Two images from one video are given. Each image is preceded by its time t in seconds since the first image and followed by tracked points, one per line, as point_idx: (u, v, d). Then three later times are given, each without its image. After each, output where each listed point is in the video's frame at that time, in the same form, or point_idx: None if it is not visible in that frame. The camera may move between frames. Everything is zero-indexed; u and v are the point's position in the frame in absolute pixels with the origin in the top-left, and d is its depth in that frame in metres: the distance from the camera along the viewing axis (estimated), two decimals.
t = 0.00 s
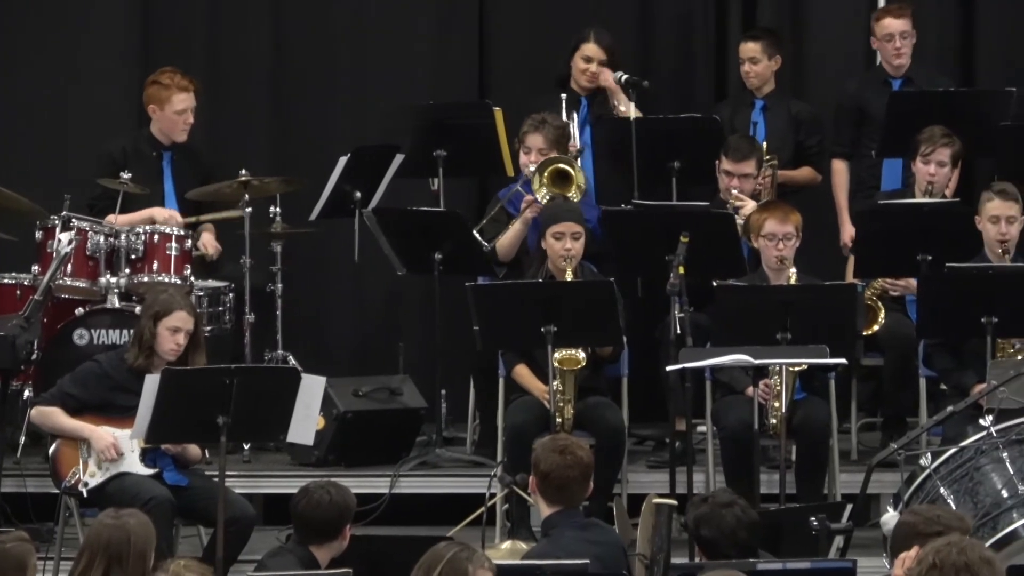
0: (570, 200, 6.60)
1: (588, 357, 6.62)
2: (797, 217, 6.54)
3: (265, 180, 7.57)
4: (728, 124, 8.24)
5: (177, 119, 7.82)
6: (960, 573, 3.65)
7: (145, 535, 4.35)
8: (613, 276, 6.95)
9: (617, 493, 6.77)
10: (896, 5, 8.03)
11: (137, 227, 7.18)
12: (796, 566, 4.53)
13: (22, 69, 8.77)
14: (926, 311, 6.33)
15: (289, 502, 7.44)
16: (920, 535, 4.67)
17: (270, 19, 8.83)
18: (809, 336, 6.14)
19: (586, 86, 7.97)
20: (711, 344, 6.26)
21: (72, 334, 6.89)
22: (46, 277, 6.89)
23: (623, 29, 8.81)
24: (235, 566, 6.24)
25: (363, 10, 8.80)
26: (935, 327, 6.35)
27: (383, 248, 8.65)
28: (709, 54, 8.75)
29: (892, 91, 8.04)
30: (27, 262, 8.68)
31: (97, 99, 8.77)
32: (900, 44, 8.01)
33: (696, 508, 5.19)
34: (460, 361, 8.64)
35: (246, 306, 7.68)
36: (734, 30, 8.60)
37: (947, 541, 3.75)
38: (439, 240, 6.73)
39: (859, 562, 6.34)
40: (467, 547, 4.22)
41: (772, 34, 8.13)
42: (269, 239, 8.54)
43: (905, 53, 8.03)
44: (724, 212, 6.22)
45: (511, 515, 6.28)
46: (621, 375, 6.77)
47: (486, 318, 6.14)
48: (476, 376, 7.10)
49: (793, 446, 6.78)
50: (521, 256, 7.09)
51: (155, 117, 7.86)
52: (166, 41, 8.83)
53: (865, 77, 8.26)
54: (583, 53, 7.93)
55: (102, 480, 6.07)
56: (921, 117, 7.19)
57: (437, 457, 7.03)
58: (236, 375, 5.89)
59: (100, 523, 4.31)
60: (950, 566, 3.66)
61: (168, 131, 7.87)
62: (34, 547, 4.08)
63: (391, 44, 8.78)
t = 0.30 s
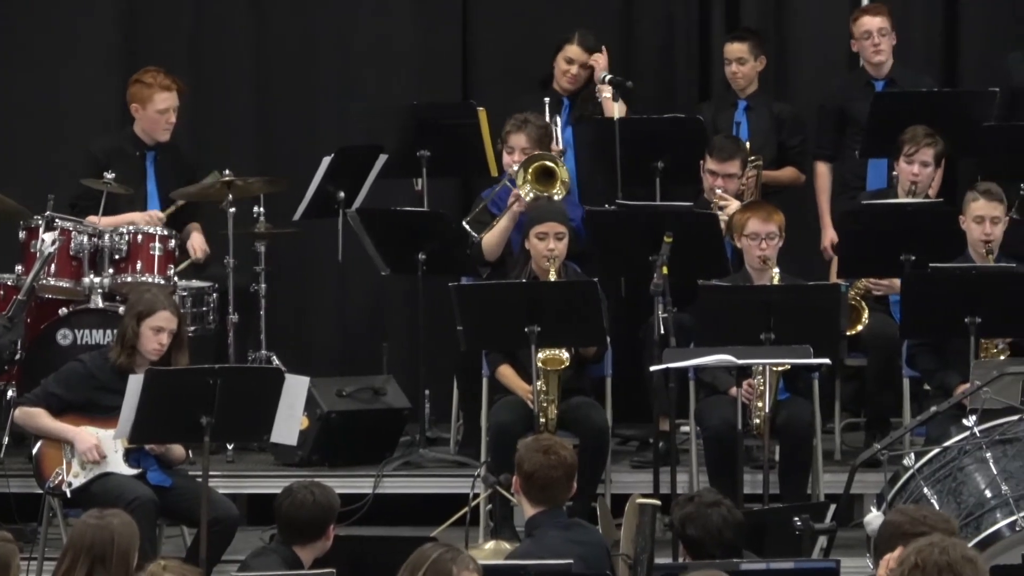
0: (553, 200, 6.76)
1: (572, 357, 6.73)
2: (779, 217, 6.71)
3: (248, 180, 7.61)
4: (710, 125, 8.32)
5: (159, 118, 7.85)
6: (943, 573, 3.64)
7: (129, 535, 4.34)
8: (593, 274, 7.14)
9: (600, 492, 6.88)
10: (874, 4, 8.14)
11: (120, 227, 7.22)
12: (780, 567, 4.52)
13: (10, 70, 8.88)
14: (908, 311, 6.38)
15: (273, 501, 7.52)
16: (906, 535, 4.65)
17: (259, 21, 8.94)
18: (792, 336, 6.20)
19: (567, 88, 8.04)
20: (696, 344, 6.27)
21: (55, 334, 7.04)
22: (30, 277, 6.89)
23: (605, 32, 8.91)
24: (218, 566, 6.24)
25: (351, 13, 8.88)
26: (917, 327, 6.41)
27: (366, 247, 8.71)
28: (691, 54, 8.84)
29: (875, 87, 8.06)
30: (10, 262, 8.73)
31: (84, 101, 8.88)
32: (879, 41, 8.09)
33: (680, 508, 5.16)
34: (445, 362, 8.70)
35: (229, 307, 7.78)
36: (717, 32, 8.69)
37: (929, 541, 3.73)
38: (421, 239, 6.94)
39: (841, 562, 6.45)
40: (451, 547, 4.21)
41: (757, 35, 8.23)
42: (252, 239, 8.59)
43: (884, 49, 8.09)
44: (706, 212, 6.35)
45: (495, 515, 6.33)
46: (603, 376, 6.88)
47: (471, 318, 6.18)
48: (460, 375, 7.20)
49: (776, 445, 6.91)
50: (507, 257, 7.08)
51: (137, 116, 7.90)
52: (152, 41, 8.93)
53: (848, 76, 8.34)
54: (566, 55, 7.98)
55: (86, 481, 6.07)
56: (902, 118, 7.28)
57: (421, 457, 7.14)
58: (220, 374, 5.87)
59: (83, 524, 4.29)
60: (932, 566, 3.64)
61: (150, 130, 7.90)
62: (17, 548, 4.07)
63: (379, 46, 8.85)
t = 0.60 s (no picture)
0: (542, 199, 6.81)
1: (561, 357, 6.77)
2: (767, 215, 6.75)
3: (236, 179, 7.63)
4: (698, 123, 8.33)
5: (145, 115, 7.86)
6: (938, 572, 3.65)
7: (119, 534, 4.33)
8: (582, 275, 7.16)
9: (589, 492, 6.93)
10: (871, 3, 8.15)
11: (109, 226, 7.24)
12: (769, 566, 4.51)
13: None
14: (896, 311, 6.40)
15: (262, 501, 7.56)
16: (898, 534, 4.64)
17: (249, 20, 8.96)
18: (780, 336, 6.23)
19: (556, 82, 8.05)
20: (685, 344, 6.28)
21: (44, 334, 7.06)
22: (18, 277, 6.91)
23: (594, 31, 8.94)
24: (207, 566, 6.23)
25: (341, 12, 8.89)
26: (906, 326, 6.43)
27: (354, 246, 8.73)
28: (679, 53, 8.87)
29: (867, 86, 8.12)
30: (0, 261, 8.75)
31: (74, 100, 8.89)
32: (873, 39, 8.10)
33: (668, 507, 5.14)
34: (436, 360, 8.73)
35: (218, 307, 7.82)
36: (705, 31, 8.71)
37: (926, 540, 3.74)
38: (411, 240, 6.93)
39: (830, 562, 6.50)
40: (439, 547, 4.20)
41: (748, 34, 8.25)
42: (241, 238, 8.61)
43: (879, 48, 8.11)
44: (696, 211, 6.42)
45: (484, 514, 6.35)
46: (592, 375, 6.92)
47: (459, 318, 6.25)
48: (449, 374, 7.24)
49: (764, 445, 6.95)
50: (496, 255, 7.18)
51: (123, 112, 7.92)
52: (143, 41, 8.94)
53: (840, 74, 8.36)
54: (548, 50, 8.03)
55: (75, 480, 6.07)
56: (891, 116, 7.38)
57: (410, 457, 7.18)
58: (208, 373, 5.87)
59: (72, 523, 4.28)
60: (928, 565, 3.65)
61: (137, 127, 7.92)
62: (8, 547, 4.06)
63: (369, 45, 8.87)
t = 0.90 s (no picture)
0: (536, 199, 6.81)
1: (557, 357, 6.77)
2: (763, 216, 6.76)
3: (231, 180, 7.64)
4: (693, 123, 8.33)
5: (140, 118, 7.87)
6: (939, 573, 3.65)
7: (114, 535, 4.33)
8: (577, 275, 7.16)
9: (584, 492, 6.95)
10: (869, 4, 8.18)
11: (104, 227, 7.26)
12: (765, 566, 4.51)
13: None
14: (891, 312, 6.40)
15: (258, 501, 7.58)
16: (894, 534, 4.64)
17: (244, 19, 8.96)
18: (774, 336, 6.24)
19: (553, 74, 8.04)
20: (679, 343, 6.28)
21: (38, 334, 7.07)
22: (13, 276, 6.92)
23: (590, 31, 8.94)
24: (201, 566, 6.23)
25: (336, 11, 8.89)
26: (901, 327, 6.43)
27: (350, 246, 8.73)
28: (675, 53, 8.88)
29: (867, 88, 8.17)
30: None
31: (69, 100, 8.90)
32: (872, 40, 8.13)
33: (663, 508, 5.13)
34: (432, 360, 8.75)
35: (214, 307, 7.82)
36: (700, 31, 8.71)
37: (929, 541, 3.75)
38: (406, 241, 6.93)
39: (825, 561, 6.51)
40: (436, 547, 4.20)
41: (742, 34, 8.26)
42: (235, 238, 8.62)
43: (879, 49, 8.14)
44: (691, 211, 6.43)
45: (478, 515, 6.35)
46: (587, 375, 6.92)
47: (454, 318, 6.27)
48: (444, 374, 7.25)
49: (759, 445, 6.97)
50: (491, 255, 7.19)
51: (119, 114, 7.93)
52: (137, 41, 8.94)
53: (839, 76, 8.40)
54: (540, 46, 8.06)
55: (69, 480, 6.08)
56: (886, 117, 7.41)
57: (405, 457, 7.18)
58: (203, 373, 5.87)
59: (69, 524, 4.28)
60: (930, 566, 3.65)
61: (131, 129, 7.93)
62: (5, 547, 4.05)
63: (365, 45, 8.88)
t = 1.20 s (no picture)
0: (533, 201, 6.81)
1: (554, 359, 6.78)
2: (759, 219, 6.77)
3: (227, 181, 7.64)
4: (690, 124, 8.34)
5: (135, 117, 7.86)
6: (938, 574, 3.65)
7: (111, 536, 4.32)
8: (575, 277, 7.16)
9: (581, 494, 6.96)
10: (872, 6, 8.19)
11: (101, 228, 7.27)
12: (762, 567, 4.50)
13: None
14: (888, 314, 6.41)
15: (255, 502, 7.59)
16: (892, 535, 4.65)
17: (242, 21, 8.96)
18: (772, 337, 6.24)
19: (547, 79, 8.05)
20: (675, 345, 6.29)
21: (36, 335, 7.07)
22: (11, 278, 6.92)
23: (587, 32, 8.95)
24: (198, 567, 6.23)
25: (333, 12, 8.89)
26: (898, 328, 6.44)
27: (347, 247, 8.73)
28: (672, 54, 8.88)
29: (868, 89, 8.18)
30: None
31: (66, 101, 8.90)
32: (877, 42, 8.15)
33: (657, 509, 5.13)
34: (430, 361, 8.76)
35: (210, 308, 7.80)
36: (697, 32, 8.72)
37: (929, 544, 3.75)
38: (402, 243, 6.93)
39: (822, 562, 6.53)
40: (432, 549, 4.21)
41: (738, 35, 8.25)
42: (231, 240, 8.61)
43: (881, 52, 8.16)
44: (687, 212, 6.44)
45: (475, 516, 6.35)
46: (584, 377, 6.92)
47: (450, 319, 6.26)
48: (442, 376, 7.26)
49: (756, 447, 6.98)
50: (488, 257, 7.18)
51: (114, 114, 7.93)
52: (135, 43, 8.95)
53: (840, 78, 8.40)
54: (535, 48, 8.05)
55: (66, 482, 6.08)
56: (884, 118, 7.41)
57: (401, 458, 7.19)
58: (200, 375, 5.86)
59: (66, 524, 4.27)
60: (929, 567, 3.66)
61: (127, 129, 7.93)
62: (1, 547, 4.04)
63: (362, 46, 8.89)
